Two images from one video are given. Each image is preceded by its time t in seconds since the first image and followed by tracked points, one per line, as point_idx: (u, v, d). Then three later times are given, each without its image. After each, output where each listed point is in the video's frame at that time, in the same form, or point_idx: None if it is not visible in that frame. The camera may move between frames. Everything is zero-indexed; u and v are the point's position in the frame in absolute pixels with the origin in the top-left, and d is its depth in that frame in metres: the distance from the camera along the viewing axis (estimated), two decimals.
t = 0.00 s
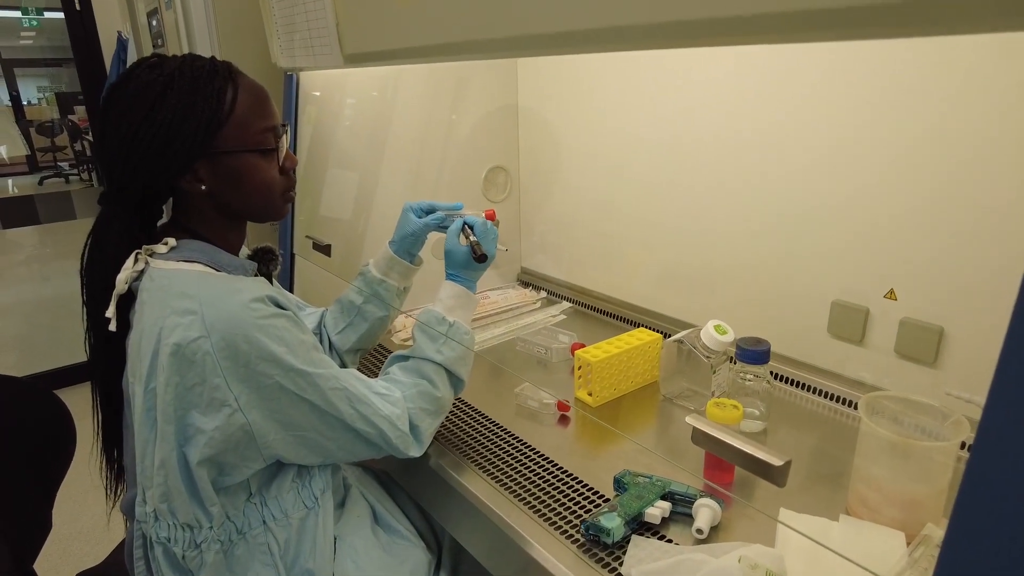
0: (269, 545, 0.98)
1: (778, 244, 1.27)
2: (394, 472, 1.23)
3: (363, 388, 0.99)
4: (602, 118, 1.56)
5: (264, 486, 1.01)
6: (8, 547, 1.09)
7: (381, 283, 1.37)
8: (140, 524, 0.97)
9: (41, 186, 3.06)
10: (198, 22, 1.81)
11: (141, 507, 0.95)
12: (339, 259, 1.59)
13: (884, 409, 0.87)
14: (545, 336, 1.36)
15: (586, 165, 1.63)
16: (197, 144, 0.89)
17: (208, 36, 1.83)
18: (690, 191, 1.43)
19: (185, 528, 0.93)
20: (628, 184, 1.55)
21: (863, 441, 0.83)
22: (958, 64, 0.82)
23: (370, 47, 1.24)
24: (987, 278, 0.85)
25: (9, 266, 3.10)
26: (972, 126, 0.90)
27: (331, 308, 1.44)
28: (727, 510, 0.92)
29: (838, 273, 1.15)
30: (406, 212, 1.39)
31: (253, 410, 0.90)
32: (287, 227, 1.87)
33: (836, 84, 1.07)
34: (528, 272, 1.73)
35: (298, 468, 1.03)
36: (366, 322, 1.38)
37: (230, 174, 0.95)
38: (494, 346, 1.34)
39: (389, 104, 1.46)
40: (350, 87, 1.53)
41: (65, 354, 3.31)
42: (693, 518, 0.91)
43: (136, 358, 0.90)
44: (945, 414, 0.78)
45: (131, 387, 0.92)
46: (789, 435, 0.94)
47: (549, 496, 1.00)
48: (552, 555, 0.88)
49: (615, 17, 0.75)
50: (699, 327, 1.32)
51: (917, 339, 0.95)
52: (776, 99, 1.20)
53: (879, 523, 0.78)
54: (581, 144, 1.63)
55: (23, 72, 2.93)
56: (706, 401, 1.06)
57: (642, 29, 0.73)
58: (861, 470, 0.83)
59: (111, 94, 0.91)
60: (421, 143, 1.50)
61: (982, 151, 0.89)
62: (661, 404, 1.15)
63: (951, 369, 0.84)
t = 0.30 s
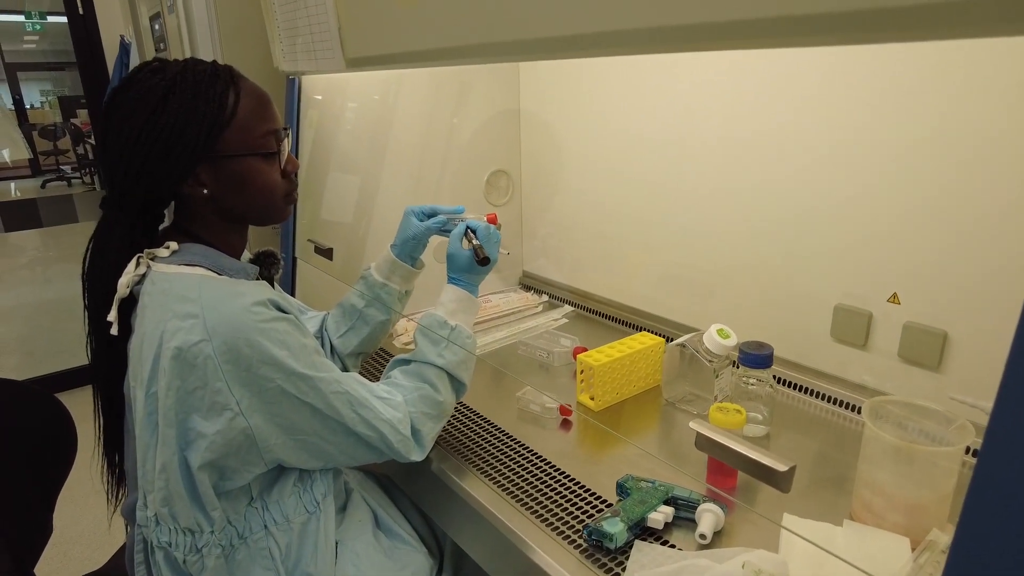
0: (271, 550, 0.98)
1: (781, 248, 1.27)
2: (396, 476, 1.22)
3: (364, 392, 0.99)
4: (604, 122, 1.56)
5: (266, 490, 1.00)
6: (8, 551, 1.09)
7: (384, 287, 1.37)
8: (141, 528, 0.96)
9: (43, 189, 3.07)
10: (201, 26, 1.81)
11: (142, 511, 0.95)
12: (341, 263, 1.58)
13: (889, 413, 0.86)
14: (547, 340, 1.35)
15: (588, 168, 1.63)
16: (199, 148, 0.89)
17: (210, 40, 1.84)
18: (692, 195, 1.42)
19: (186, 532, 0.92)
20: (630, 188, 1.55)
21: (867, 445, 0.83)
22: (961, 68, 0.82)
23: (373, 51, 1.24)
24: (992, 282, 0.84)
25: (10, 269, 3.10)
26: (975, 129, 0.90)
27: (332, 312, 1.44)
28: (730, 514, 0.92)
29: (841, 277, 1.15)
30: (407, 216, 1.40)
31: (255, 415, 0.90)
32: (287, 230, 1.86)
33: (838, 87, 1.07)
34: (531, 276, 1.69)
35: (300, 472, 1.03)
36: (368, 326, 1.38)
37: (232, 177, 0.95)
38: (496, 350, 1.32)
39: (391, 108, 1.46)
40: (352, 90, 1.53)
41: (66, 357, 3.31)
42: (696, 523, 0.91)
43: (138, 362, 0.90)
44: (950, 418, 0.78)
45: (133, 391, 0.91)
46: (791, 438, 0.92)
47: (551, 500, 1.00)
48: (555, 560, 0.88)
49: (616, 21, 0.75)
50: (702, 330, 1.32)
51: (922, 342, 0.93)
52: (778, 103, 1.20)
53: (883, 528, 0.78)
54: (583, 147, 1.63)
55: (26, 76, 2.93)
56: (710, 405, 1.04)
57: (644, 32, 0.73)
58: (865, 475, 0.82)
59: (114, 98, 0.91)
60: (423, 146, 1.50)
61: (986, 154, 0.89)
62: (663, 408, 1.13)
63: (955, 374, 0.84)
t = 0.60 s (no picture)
0: (272, 552, 0.97)
1: (784, 249, 1.26)
2: (398, 478, 1.22)
3: (366, 394, 0.98)
4: (606, 123, 1.55)
5: (267, 492, 1.00)
6: (8, 552, 1.08)
7: (385, 288, 1.37)
8: (142, 530, 0.96)
9: (46, 191, 3.07)
10: (202, 27, 1.81)
11: (143, 513, 0.95)
12: (343, 264, 1.58)
13: (893, 415, 0.85)
14: (549, 342, 1.34)
15: (591, 169, 1.62)
16: (201, 148, 0.89)
17: (212, 42, 1.84)
18: (695, 196, 1.42)
19: (186, 534, 0.92)
20: (632, 189, 1.55)
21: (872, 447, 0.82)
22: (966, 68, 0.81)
23: (375, 51, 1.23)
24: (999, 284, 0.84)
25: (13, 271, 3.11)
26: (981, 129, 0.89)
27: (334, 314, 1.43)
28: (734, 517, 0.91)
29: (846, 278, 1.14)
30: (409, 217, 1.39)
31: (256, 416, 0.89)
32: (289, 231, 1.86)
33: (843, 87, 1.06)
34: (532, 277, 1.68)
35: (302, 474, 1.03)
36: (369, 327, 1.38)
37: (234, 178, 0.94)
38: (499, 351, 1.31)
39: (393, 109, 1.46)
40: (354, 91, 1.53)
41: (68, 358, 3.31)
42: (700, 526, 0.90)
43: (138, 363, 0.90)
44: (956, 421, 0.78)
45: (133, 392, 0.91)
46: (795, 441, 0.92)
47: (554, 503, 0.99)
48: (558, 563, 0.87)
49: (618, 21, 0.75)
50: (705, 332, 1.31)
51: (926, 343, 0.92)
52: (781, 103, 1.19)
53: (889, 532, 0.77)
54: (586, 149, 1.62)
55: (29, 78, 2.93)
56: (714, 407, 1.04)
57: (644, 33, 0.73)
58: (871, 478, 0.81)
59: (116, 98, 0.90)
60: (424, 147, 1.49)
61: (992, 154, 0.88)
62: (666, 410, 1.13)
63: (962, 376, 0.83)
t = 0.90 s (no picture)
0: (273, 553, 0.97)
1: (787, 249, 1.25)
2: (399, 480, 1.21)
3: (367, 395, 0.98)
4: (608, 123, 1.55)
5: (268, 493, 0.99)
6: (7, 552, 1.07)
7: (387, 288, 1.36)
8: (142, 531, 0.95)
9: (48, 192, 3.07)
10: (204, 28, 1.81)
11: (144, 514, 0.94)
12: (345, 265, 1.58)
13: (897, 416, 0.84)
14: (552, 343, 1.34)
15: (593, 169, 1.62)
16: (202, 147, 0.89)
17: (214, 42, 1.84)
18: (698, 196, 1.41)
19: (187, 535, 0.91)
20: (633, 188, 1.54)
21: (877, 449, 0.81)
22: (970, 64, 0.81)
23: (377, 51, 1.23)
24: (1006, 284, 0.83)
25: (15, 272, 3.11)
26: (987, 128, 0.88)
27: (335, 314, 1.43)
28: (738, 518, 0.91)
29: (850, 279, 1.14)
30: (411, 217, 1.39)
31: (257, 416, 0.89)
32: (291, 232, 1.85)
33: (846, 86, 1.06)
34: (534, 278, 1.69)
35: (303, 475, 1.02)
36: (371, 328, 1.37)
37: (235, 177, 0.94)
38: (501, 352, 1.33)
39: (394, 109, 1.45)
40: (355, 92, 1.53)
41: (70, 359, 3.31)
42: (703, 527, 0.90)
43: (139, 363, 0.89)
44: (960, 422, 0.78)
45: (134, 393, 0.91)
46: (799, 442, 0.92)
47: (556, 504, 0.98)
48: (560, 565, 0.86)
49: (621, 18, 0.75)
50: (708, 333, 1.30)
51: (930, 344, 0.92)
52: (784, 102, 1.19)
53: (895, 534, 0.76)
54: (588, 149, 1.61)
55: (30, 79, 2.94)
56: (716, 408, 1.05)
57: (645, 30, 0.73)
58: (877, 480, 0.80)
59: (116, 97, 0.90)
60: (425, 147, 1.49)
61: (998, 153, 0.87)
62: (669, 410, 1.13)
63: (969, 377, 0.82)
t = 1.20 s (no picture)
0: (274, 555, 0.96)
1: (791, 250, 1.25)
2: (401, 481, 1.21)
3: (369, 395, 0.97)
4: (610, 123, 1.54)
5: (269, 494, 0.99)
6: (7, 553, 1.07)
7: (389, 289, 1.36)
8: (143, 532, 0.95)
9: (49, 193, 3.06)
10: (205, 28, 1.81)
11: (144, 515, 0.94)
12: (346, 265, 1.57)
13: (903, 418, 0.84)
14: (553, 343, 1.33)
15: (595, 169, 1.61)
16: (202, 146, 0.88)
17: (215, 43, 1.84)
18: (700, 196, 1.41)
19: (187, 537, 0.91)
20: (636, 189, 1.54)
21: (882, 451, 0.81)
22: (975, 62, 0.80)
23: (378, 50, 1.23)
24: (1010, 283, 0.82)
25: (17, 272, 3.11)
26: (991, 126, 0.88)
27: (337, 315, 1.42)
28: (742, 520, 0.90)
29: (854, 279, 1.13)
30: (413, 217, 1.38)
31: (258, 417, 0.88)
32: (292, 232, 1.85)
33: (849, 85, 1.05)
34: (536, 279, 1.67)
35: (304, 476, 1.01)
36: (372, 328, 1.37)
37: (236, 176, 0.94)
38: (503, 353, 1.31)
39: (396, 108, 1.45)
40: (356, 92, 1.52)
41: (71, 360, 3.31)
42: (708, 529, 0.89)
43: (140, 363, 0.89)
44: (966, 424, 0.77)
45: (135, 393, 0.90)
46: (804, 443, 0.91)
47: (559, 505, 0.98)
48: (563, 566, 0.86)
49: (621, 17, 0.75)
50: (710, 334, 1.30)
51: (935, 347, 0.92)
52: (787, 101, 1.18)
53: (900, 536, 0.75)
54: (590, 149, 1.61)
55: (32, 80, 2.94)
56: (720, 408, 1.04)
57: (646, 28, 0.73)
58: (882, 482, 0.80)
59: (117, 95, 0.90)
60: (427, 147, 1.49)
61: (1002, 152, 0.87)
62: (672, 411, 1.12)
63: (974, 377, 0.82)
